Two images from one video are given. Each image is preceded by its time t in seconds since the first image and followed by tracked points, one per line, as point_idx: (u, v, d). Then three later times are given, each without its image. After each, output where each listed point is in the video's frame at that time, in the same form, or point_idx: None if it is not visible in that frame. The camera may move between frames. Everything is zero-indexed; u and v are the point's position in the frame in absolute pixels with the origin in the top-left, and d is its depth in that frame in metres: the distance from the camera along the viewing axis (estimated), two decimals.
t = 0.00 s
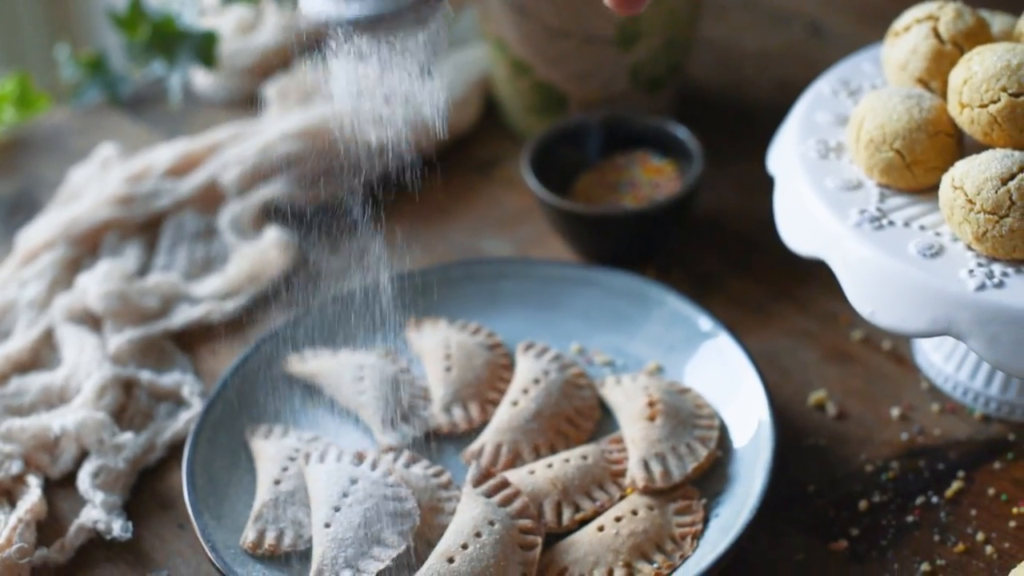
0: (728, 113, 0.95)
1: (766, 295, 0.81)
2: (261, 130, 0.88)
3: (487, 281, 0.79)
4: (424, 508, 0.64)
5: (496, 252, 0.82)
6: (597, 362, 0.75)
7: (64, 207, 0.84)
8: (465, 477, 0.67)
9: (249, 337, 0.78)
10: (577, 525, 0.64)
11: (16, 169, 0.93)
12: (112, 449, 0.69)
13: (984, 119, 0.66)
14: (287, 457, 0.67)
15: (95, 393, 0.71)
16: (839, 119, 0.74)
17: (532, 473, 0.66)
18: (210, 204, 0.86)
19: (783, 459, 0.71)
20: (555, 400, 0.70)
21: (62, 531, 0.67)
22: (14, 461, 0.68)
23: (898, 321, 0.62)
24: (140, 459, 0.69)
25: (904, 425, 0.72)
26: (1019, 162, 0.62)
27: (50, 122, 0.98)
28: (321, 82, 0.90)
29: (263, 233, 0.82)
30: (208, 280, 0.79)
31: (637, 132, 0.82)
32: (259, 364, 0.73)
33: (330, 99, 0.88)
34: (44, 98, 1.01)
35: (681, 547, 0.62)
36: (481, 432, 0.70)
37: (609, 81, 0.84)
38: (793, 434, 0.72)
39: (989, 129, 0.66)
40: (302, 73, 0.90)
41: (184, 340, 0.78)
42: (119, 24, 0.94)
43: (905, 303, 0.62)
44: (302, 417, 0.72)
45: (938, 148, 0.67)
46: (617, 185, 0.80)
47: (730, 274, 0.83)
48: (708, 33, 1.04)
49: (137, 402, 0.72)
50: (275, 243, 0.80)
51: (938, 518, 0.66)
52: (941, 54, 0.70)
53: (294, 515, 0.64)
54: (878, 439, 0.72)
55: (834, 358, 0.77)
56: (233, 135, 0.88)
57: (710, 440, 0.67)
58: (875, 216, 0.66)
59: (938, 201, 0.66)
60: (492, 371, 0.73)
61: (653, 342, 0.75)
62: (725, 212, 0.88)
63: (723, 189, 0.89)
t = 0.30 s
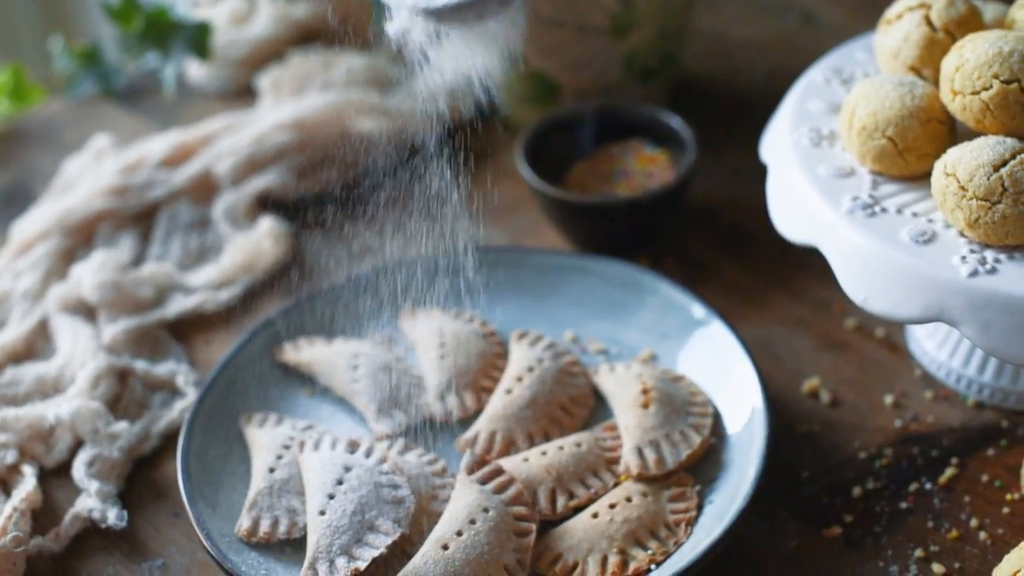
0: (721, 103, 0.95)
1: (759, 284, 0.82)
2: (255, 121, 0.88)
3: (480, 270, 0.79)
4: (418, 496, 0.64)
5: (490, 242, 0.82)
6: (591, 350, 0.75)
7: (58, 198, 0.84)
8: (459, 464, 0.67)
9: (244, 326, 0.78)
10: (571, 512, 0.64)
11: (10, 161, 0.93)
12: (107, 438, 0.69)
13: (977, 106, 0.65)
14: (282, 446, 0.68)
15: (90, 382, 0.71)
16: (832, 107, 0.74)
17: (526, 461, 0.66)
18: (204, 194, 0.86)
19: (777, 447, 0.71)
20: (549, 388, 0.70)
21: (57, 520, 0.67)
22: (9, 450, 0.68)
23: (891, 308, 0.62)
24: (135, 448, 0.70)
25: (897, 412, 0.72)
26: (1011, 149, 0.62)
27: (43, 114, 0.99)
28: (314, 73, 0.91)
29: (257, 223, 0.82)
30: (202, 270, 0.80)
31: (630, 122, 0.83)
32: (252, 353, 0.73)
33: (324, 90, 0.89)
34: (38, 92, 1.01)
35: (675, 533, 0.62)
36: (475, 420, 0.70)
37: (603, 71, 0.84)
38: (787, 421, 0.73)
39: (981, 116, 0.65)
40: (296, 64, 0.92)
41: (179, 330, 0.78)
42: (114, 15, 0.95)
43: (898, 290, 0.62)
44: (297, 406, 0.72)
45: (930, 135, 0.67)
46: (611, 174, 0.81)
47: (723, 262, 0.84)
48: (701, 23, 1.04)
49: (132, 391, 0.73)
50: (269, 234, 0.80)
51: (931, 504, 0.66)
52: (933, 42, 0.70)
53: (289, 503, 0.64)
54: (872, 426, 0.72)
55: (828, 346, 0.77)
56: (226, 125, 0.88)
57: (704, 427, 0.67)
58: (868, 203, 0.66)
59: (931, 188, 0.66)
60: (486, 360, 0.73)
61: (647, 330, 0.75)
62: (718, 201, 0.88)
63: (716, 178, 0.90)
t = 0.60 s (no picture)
0: (715, 92, 0.95)
1: (753, 273, 0.82)
2: (248, 110, 0.89)
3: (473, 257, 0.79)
4: (411, 484, 0.64)
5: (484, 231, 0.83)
6: (585, 339, 0.75)
7: (53, 189, 0.85)
8: (453, 452, 0.67)
9: (238, 316, 0.79)
10: (565, 500, 0.64)
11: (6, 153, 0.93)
12: (101, 427, 0.69)
13: (970, 93, 0.64)
14: (275, 434, 0.68)
15: (84, 371, 0.71)
16: (825, 95, 0.73)
17: (520, 449, 0.66)
18: (199, 184, 0.87)
19: (772, 435, 0.71)
20: (542, 376, 0.70)
21: (51, 509, 0.67)
22: (3, 439, 0.68)
23: (885, 296, 0.61)
24: (129, 437, 0.70)
25: (891, 400, 0.72)
26: (1005, 136, 0.61)
27: (39, 105, 1.00)
28: (309, 62, 0.92)
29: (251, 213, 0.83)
30: (197, 260, 0.80)
31: (623, 111, 0.84)
32: (247, 341, 0.74)
33: (318, 80, 0.90)
34: (33, 81, 1.02)
35: (668, 521, 0.62)
36: (468, 408, 0.70)
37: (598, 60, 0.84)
38: (781, 409, 0.73)
39: (975, 104, 0.64)
40: (291, 53, 0.92)
41: (174, 320, 0.78)
42: (108, 5, 0.96)
43: (892, 277, 0.61)
44: (291, 395, 0.72)
45: (924, 123, 0.66)
46: (606, 162, 0.81)
47: (717, 251, 0.84)
48: (695, 13, 1.04)
49: (126, 380, 0.73)
50: (263, 223, 0.81)
51: (925, 492, 0.66)
52: (927, 29, 0.69)
53: (282, 491, 0.64)
54: (866, 414, 0.72)
55: (821, 334, 0.77)
56: (221, 115, 0.88)
57: (698, 415, 0.67)
58: (862, 190, 0.65)
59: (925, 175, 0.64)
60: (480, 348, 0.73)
61: (641, 319, 0.75)
62: (712, 190, 0.88)
63: (711, 167, 0.89)
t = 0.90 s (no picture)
0: (707, 85, 0.95)
1: (745, 266, 0.82)
2: (240, 104, 0.90)
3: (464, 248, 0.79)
4: (401, 476, 0.64)
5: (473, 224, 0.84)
6: (575, 331, 0.75)
7: (44, 183, 0.86)
8: (443, 445, 0.67)
9: (229, 308, 0.79)
10: (555, 492, 0.64)
11: None
12: (91, 420, 0.69)
13: (960, 86, 0.63)
14: (265, 426, 0.68)
15: (74, 364, 0.72)
16: (816, 88, 0.72)
17: (510, 441, 0.66)
18: (189, 177, 0.88)
19: (763, 428, 0.71)
20: (533, 369, 0.70)
21: (41, 502, 0.67)
22: None
23: (875, 289, 0.59)
24: (120, 430, 0.70)
25: (883, 392, 0.72)
26: (995, 128, 0.59)
27: (31, 99, 1.00)
28: (300, 56, 0.93)
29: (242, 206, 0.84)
30: (188, 253, 0.81)
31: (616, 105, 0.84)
32: (238, 334, 0.74)
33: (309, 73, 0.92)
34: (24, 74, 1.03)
35: (659, 513, 0.62)
36: (459, 401, 0.70)
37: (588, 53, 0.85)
38: (771, 401, 0.73)
39: (965, 96, 0.63)
40: (282, 47, 0.94)
41: (165, 313, 0.79)
42: None
43: (881, 270, 0.59)
44: (282, 387, 0.73)
45: (915, 115, 0.64)
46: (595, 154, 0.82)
47: (707, 244, 0.84)
48: (687, 7, 1.04)
49: (116, 373, 0.73)
50: (254, 216, 0.82)
51: (916, 484, 0.66)
52: (917, 22, 0.67)
53: (272, 484, 0.64)
54: (857, 407, 0.72)
55: (812, 327, 0.77)
56: (212, 109, 0.90)
57: (688, 408, 0.67)
58: (852, 182, 0.63)
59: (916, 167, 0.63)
60: (470, 341, 0.74)
61: (633, 311, 0.75)
62: (704, 183, 0.88)
63: (702, 160, 0.89)
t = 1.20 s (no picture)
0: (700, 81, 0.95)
1: (739, 263, 0.82)
2: (233, 100, 0.91)
3: (457, 244, 0.80)
4: (394, 472, 0.64)
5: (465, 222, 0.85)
6: (568, 327, 0.75)
7: (36, 179, 0.86)
8: (435, 441, 0.67)
9: (222, 305, 0.79)
10: (548, 488, 0.64)
11: None
12: (84, 417, 0.69)
13: (953, 81, 0.62)
14: (257, 422, 0.68)
15: (66, 360, 0.71)
16: (809, 83, 0.72)
17: (503, 437, 0.66)
18: (182, 173, 0.88)
19: (756, 423, 0.71)
20: (525, 364, 0.70)
21: (34, 498, 0.67)
22: None
23: (867, 285, 0.59)
24: (112, 426, 0.70)
25: (876, 388, 0.72)
26: (988, 123, 0.59)
27: (24, 95, 1.01)
28: (293, 52, 0.94)
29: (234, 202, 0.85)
30: (180, 249, 0.81)
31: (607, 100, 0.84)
32: (230, 330, 0.74)
33: (301, 69, 0.92)
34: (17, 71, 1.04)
35: (652, 509, 0.62)
36: (451, 397, 0.70)
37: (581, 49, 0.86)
38: (765, 397, 0.73)
39: (958, 92, 0.62)
40: (275, 44, 0.94)
41: (158, 309, 0.79)
42: None
43: (875, 265, 0.59)
44: (274, 383, 0.73)
45: (908, 110, 0.64)
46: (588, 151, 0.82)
47: (701, 241, 0.84)
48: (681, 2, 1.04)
49: (109, 370, 0.73)
50: (246, 213, 0.83)
51: (909, 480, 0.66)
52: (911, 17, 0.66)
53: (264, 480, 0.64)
54: (851, 403, 0.72)
55: (805, 323, 0.77)
56: (205, 105, 0.91)
57: (681, 404, 0.67)
58: (845, 178, 0.63)
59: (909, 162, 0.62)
60: (463, 337, 0.74)
61: (626, 307, 0.75)
62: (699, 178, 0.88)
63: (696, 156, 0.89)
